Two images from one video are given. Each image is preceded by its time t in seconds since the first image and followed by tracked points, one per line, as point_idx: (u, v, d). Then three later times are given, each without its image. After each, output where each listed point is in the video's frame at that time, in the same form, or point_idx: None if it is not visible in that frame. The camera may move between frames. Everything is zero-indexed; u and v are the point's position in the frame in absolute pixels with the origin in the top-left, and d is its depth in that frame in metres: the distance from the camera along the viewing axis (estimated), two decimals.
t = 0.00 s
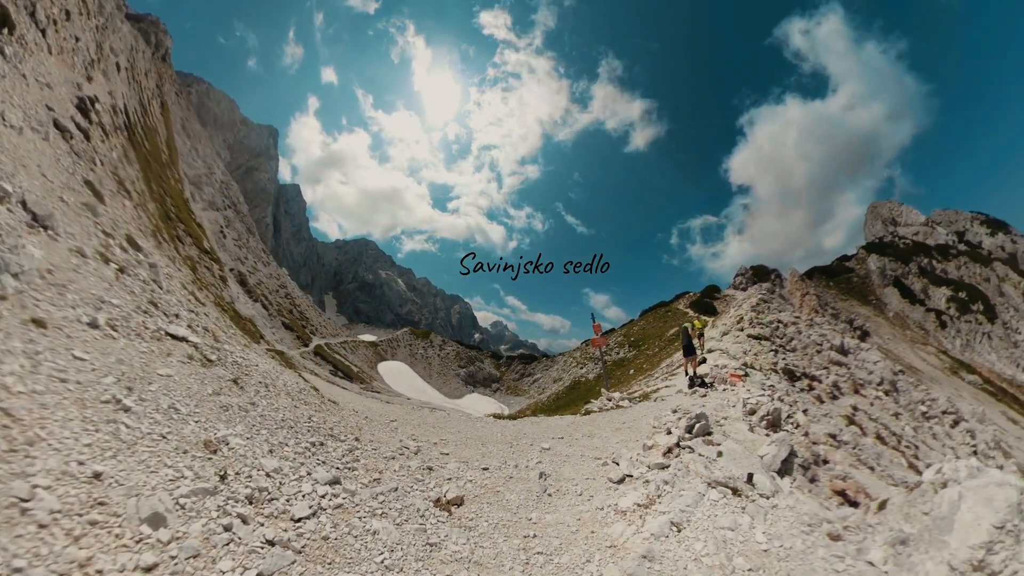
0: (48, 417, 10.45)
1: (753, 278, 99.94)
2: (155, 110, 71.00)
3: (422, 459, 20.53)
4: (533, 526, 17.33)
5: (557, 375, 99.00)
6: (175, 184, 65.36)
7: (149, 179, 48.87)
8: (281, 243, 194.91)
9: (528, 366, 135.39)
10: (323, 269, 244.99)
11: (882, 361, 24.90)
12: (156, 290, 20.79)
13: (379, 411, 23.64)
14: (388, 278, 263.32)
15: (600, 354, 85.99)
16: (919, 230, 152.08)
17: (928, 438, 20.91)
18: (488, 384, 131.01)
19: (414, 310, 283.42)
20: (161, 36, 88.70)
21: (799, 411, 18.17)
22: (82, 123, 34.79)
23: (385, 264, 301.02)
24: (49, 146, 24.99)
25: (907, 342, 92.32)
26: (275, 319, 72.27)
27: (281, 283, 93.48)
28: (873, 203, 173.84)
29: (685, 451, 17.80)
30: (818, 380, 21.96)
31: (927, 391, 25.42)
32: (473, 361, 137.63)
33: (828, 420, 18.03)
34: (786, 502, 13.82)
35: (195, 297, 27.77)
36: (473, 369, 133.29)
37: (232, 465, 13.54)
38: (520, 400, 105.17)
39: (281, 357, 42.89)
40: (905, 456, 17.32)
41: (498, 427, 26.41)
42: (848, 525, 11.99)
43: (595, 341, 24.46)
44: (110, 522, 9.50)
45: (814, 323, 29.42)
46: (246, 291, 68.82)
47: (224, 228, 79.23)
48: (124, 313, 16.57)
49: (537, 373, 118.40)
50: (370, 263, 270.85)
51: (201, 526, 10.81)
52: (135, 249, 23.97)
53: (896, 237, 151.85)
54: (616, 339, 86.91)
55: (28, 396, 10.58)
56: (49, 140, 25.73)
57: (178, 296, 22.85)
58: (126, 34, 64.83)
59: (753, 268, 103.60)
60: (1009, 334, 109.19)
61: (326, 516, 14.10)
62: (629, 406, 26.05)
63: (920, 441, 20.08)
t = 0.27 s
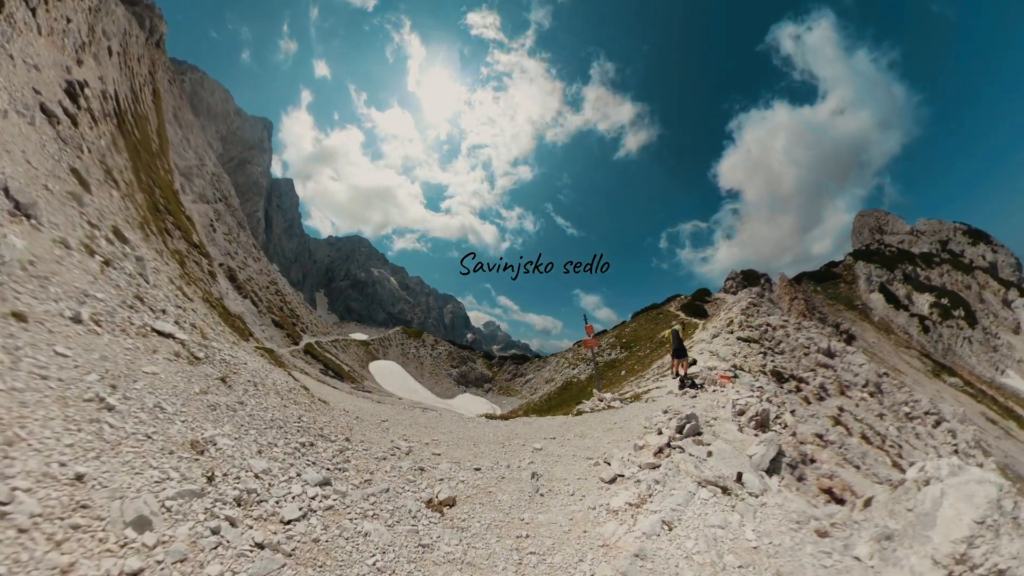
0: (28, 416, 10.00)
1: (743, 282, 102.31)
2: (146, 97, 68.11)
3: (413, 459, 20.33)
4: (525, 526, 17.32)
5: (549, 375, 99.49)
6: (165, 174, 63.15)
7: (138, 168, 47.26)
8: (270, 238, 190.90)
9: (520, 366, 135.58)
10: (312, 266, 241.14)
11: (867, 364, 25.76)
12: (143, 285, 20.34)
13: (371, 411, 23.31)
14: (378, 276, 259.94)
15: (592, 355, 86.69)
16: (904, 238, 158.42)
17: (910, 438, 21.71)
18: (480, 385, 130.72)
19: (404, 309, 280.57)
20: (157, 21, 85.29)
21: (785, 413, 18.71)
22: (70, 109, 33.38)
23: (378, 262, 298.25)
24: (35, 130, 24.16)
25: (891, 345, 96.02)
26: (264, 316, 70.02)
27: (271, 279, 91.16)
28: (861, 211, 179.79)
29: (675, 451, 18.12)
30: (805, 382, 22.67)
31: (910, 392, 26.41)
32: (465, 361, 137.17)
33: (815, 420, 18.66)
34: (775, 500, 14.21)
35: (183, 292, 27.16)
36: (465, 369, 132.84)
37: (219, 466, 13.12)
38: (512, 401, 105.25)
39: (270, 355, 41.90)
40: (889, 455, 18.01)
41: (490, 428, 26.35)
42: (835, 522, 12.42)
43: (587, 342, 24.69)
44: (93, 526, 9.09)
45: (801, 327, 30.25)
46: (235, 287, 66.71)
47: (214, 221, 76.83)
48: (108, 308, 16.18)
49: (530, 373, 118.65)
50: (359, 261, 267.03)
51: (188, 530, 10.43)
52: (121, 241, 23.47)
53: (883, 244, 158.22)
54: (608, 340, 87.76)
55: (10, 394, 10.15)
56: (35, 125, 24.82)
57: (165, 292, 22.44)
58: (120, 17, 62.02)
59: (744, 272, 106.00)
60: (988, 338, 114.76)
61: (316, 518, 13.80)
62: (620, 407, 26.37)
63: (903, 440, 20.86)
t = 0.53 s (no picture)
0: (10, 415, 9.59)
1: (733, 286, 104.56)
2: (139, 86, 65.60)
3: (405, 460, 20.11)
4: (519, 526, 17.27)
5: (542, 376, 100.03)
6: (155, 166, 61.16)
7: (127, 159, 45.77)
8: (262, 234, 186.97)
9: (513, 367, 135.84)
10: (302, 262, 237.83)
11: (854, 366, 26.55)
12: (130, 278, 20.02)
13: (362, 411, 23.03)
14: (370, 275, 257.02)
15: (584, 356, 87.43)
16: (891, 245, 164.18)
17: (895, 438, 22.45)
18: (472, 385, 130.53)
19: (395, 307, 277.95)
20: (151, 7, 82.22)
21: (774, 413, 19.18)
22: (59, 95, 32.09)
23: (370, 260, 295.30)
24: (22, 115, 23.50)
25: (877, 348, 99.49)
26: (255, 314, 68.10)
27: (263, 275, 89.00)
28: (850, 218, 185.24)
29: (667, 451, 18.40)
30: (794, 383, 23.31)
31: (896, 394, 27.33)
32: (458, 361, 136.86)
33: (803, 420, 19.22)
34: (765, 499, 14.55)
35: (171, 287, 26.68)
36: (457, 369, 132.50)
37: (208, 467, 12.74)
38: (505, 401, 105.34)
39: (260, 353, 41.07)
40: (875, 454, 18.62)
41: (483, 428, 26.30)
42: (823, 520, 12.79)
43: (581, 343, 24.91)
44: (77, 530, 8.70)
45: (790, 329, 31.00)
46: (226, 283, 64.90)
47: (206, 215, 74.67)
48: (94, 302, 15.78)
49: (522, 374, 118.97)
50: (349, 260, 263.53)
51: (176, 533, 10.11)
52: (110, 233, 23.10)
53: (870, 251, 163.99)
54: (600, 341, 88.56)
55: None
56: (22, 110, 24.07)
57: (154, 287, 22.22)
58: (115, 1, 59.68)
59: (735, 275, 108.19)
60: (970, 342, 120.01)
61: (307, 520, 13.50)
62: (613, 407, 26.65)
63: (888, 440, 21.56)
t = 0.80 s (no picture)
0: None
1: (725, 289, 106.58)
2: (132, 75, 63.39)
3: (398, 460, 19.90)
4: (514, 526, 17.17)
5: (536, 376, 100.38)
6: (146, 158, 59.31)
7: (118, 149, 44.30)
8: (254, 230, 183.72)
9: (507, 367, 135.92)
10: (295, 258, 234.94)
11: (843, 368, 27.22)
12: (117, 273, 19.94)
13: (355, 412, 22.76)
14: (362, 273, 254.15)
15: (577, 356, 87.97)
16: (879, 251, 169.39)
17: (882, 437, 23.10)
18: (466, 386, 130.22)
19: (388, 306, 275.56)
20: None
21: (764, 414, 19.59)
22: (49, 82, 30.93)
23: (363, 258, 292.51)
24: (10, 102, 23.02)
25: (865, 350, 102.45)
26: (246, 311, 66.37)
27: (255, 272, 87.03)
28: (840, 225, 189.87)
29: (660, 450, 18.63)
30: (784, 385, 23.87)
31: (884, 395, 28.15)
32: (452, 361, 136.45)
33: (794, 421, 19.71)
34: (756, 497, 14.85)
35: (159, 283, 26.45)
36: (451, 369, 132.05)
37: (197, 468, 12.39)
38: (499, 402, 105.31)
39: (252, 352, 40.32)
40: (864, 453, 19.15)
41: (476, 429, 26.23)
42: (814, 518, 13.11)
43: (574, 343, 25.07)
44: (63, 534, 8.37)
45: (780, 332, 31.75)
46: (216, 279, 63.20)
47: (198, 209, 72.77)
48: (81, 298, 15.49)
49: (516, 374, 119.14)
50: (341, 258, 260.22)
51: (165, 536, 9.78)
52: (97, 226, 22.83)
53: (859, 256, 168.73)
54: (594, 342, 89.22)
55: None
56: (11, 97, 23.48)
57: (141, 282, 22.44)
58: None
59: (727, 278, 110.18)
60: (953, 346, 124.50)
61: (299, 522, 13.20)
62: (605, 408, 26.88)
63: (876, 439, 22.17)
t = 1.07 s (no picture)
0: None
1: (717, 292, 108.31)
2: (126, 65, 61.36)
3: (392, 461, 19.72)
4: (509, 526, 17.12)
5: (530, 376, 100.63)
6: (139, 150, 57.61)
7: (110, 140, 42.90)
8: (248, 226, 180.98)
9: (501, 367, 135.97)
10: (288, 255, 231.88)
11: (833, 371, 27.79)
12: (107, 268, 19.52)
13: (348, 411, 22.52)
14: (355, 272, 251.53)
15: (571, 357, 88.32)
16: (870, 255, 173.87)
17: (870, 437, 23.73)
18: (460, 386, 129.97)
19: (382, 305, 272.97)
20: None
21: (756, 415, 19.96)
22: (41, 70, 29.77)
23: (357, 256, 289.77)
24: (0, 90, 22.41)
25: (856, 353, 105.13)
26: (238, 308, 64.84)
27: (248, 268, 85.26)
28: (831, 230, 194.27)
29: (653, 451, 18.81)
30: (775, 385, 24.40)
31: (872, 396, 28.93)
32: (446, 361, 136.05)
33: (785, 421, 20.16)
34: (749, 496, 15.14)
35: (150, 279, 25.91)
36: (445, 369, 131.64)
37: (188, 469, 12.08)
38: (493, 402, 105.32)
39: (243, 350, 39.55)
40: (853, 452, 19.67)
41: (470, 429, 26.16)
42: (805, 515, 13.40)
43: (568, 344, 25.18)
44: (49, 537, 8.07)
45: (772, 334, 32.44)
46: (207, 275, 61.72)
47: (190, 204, 70.99)
48: (68, 293, 15.08)
49: (510, 374, 119.24)
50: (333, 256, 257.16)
51: (154, 540, 9.50)
52: (86, 219, 22.34)
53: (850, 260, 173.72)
54: (588, 342, 89.65)
55: None
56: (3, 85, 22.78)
57: (131, 277, 21.94)
58: None
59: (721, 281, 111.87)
60: (939, 350, 128.64)
61: (292, 524, 12.94)
62: (599, 408, 27.07)
63: (865, 439, 22.75)
